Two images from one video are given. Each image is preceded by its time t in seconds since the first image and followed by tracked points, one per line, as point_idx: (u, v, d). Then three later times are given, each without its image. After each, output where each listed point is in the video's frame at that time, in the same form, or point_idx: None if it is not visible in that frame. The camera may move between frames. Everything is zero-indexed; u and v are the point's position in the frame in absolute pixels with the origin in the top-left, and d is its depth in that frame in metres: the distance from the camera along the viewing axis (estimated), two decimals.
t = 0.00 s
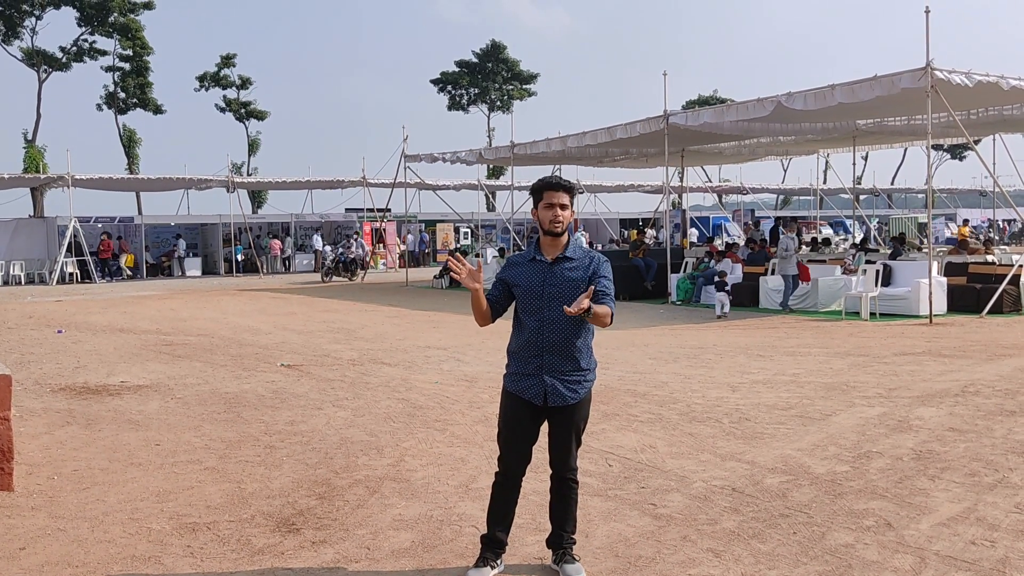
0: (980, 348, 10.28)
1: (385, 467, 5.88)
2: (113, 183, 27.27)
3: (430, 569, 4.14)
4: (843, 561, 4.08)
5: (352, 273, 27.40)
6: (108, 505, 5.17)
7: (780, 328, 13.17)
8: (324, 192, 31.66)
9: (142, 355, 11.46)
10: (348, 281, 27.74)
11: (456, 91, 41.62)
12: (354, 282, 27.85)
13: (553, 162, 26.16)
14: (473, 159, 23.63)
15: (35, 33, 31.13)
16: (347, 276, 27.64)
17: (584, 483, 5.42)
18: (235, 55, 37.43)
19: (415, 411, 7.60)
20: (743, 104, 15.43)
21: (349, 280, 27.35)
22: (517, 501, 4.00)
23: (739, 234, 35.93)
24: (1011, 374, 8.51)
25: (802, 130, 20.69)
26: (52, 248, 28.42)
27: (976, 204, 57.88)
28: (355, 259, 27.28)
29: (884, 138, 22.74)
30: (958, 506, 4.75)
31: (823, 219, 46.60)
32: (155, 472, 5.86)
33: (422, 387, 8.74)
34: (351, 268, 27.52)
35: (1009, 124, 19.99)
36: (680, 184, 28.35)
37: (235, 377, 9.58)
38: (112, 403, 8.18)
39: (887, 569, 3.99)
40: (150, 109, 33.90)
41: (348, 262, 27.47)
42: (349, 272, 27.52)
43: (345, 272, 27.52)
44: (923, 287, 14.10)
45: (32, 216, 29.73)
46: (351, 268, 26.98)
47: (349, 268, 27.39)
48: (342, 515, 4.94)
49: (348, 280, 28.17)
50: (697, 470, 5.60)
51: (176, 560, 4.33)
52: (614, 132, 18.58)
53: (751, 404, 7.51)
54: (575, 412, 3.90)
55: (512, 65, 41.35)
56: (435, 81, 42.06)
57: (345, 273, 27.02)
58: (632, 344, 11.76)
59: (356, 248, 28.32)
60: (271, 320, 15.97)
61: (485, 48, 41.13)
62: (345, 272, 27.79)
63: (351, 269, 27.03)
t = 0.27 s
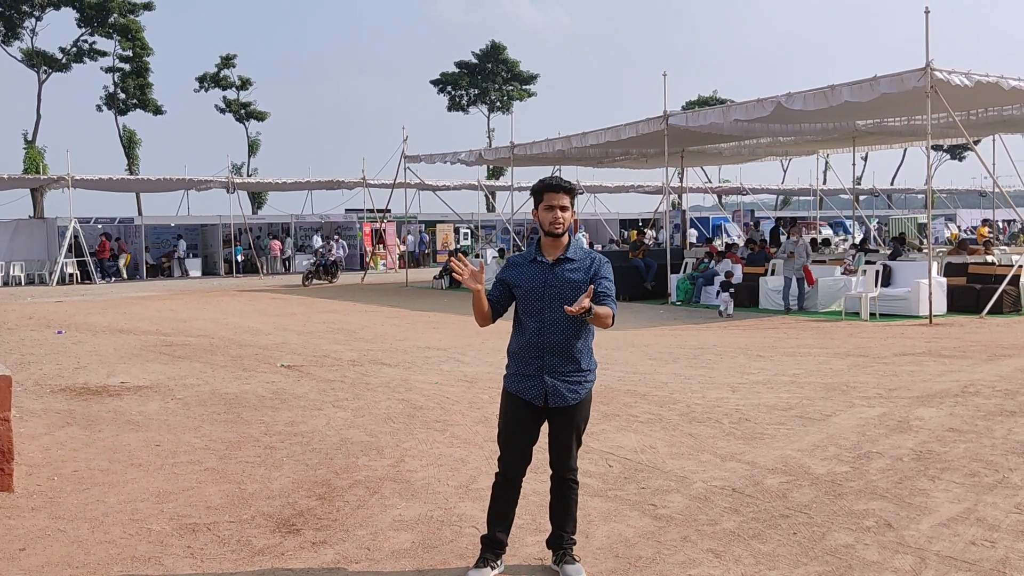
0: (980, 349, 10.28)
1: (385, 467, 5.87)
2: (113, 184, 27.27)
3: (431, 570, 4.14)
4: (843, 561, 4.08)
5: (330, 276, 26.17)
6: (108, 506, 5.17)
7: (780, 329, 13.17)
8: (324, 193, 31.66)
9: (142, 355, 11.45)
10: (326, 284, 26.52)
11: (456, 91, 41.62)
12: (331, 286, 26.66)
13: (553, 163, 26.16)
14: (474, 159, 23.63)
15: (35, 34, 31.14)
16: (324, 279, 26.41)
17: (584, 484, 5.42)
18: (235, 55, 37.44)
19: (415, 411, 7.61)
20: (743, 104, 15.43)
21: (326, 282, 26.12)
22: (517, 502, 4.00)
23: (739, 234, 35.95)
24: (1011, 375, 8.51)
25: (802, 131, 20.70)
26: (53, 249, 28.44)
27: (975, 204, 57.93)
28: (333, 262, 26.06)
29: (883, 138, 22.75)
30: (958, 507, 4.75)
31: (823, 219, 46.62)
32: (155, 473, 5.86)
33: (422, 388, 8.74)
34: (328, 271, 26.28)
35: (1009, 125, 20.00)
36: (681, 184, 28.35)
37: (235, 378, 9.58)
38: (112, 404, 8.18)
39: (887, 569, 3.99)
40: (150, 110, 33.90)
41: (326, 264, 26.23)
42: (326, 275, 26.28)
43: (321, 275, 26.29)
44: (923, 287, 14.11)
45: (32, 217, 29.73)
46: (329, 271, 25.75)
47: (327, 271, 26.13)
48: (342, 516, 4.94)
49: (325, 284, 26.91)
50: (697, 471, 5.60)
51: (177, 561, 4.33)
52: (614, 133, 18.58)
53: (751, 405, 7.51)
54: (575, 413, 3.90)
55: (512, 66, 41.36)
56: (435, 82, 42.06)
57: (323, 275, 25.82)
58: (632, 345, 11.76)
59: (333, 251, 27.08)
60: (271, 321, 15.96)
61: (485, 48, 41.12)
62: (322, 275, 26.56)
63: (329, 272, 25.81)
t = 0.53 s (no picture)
0: (980, 349, 10.28)
1: (385, 468, 5.87)
2: (113, 184, 27.28)
3: (431, 570, 4.14)
4: (844, 561, 4.08)
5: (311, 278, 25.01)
6: (108, 506, 5.17)
7: (780, 329, 13.17)
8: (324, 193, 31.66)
9: (143, 356, 11.44)
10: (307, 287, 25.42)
11: (456, 92, 41.61)
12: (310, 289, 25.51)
13: (553, 163, 26.16)
14: (474, 160, 23.62)
15: (35, 35, 31.16)
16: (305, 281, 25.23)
17: (584, 484, 5.42)
18: (235, 56, 37.45)
19: (415, 412, 7.60)
20: (743, 104, 15.42)
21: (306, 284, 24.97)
22: (516, 502, 4.00)
23: (739, 234, 35.95)
24: (1011, 375, 8.51)
25: (802, 131, 20.70)
26: (53, 249, 28.45)
27: (976, 204, 57.95)
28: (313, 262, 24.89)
29: (883, 138, 22.75)
30: (958, 507, 4.74)
31: (823, 219, 46.62)
32: (155, 473, 5.85)
33: (422, 389, 8.74)
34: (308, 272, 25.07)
35: (1009, 125, 19.99)
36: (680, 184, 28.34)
37: (235, 378, 9.58)
38: (113, 405, 8.18)
39: (887, 569, 3.99)
40: (150, 110, 33.90)
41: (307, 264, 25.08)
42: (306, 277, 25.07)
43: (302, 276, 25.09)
44: (924, 287, 14.11)
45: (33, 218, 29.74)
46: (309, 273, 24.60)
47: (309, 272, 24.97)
48: (342, 516, 4.93)
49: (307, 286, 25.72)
50: (698, 471, 5.60)
51: (177, 561, 4.33)
52: (614, 133, 18.58)
53: (751, 405, 7.50)
54: (575, 413, 3.89)
55: (512, 66, 41.35)
56: (435, 82, 42.06)
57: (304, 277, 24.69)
58: (632, 345, 11.76)
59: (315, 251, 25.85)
60: (271, 321, 15.96)
61: (485, 48, 41.11)
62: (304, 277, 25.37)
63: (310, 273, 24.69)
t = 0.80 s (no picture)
0: (980, 348, 10.27)
1: (386, 468, 5.87)
2: (114, 185, 27.28)
3: (431, 570, 4.14)
4: (844, 561, 4.08)
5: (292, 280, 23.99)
6: (109, 507, 5.17)
7: (781, 328, 13.16)
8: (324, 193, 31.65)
9: (143, 356, 11.44)
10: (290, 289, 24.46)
11: (456, 92, 41.61)
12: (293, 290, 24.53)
13: (553, 163, 26.16)
14: (474, 160, 23.63)
15: (35, 35, 31.16)
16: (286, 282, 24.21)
17: (585, 484, 5.41)
18: (235, 56, 37.45)
19: (415, 412, 7.60)
20: (742, 104, 15.42)
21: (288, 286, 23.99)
22: (516, 502, 4.00)
23: (739, 234, 35.95)
24: (1012, 374, 8.51)
25: (801, 130, 20.70)
26: (53, 250, 28.45)
27: (976, 204, 57.95)
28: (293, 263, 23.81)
29: (884, 137, 22.73)
30: (959, 507, 4.74)
31: (823, 218, 46.61)
32: (156, 474, 5.85)
33: (423, 389, 8.73)
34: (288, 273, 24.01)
35: (1010, 124, 19.99)
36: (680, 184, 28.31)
37: (235, 378, 9.58)
38: (113, 405, 8.18)
39: (888, 569, 3.98)
40: (150, 111, 33.90)
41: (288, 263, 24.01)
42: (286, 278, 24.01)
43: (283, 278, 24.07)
44: (924, 286, 14.12)
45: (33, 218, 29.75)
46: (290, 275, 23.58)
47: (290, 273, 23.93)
48: (343, 516, 4.94)
49: (290, 289, 24.74)
50: (698, 471, 5.60)
51: (177, 561, 4.33)
52: (614, 133, 18.57)
53: (751, 405, 7.50)
54: (576, 412, 3.89)
55: (512, 66, 41.35)
56: (435, 82, 42.06)
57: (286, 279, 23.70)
58: (632, 345, 11.76)
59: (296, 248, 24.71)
60: (271, 321, 15.96)
61: (485, 48, 41.10)
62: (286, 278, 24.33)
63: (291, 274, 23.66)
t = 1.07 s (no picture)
0: (981, 348, 10.27)
1: (386, 468, 5.87)
2: (114, 185, 27.28)
3: (432, 570, 4.14)
4: (845, 560, 4.08)
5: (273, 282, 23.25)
6: (110, 507, 5.18)
7: (781, 328, 13.16)
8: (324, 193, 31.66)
9: (143, 357, 11.44)
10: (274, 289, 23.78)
11: (456, 92, 41.60)
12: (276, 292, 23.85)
13: (553, 163, 26.16)
14: (475, 160, 23.63)
15: (35, 36, 31.17)
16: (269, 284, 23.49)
17: (585, 484, 5.41)
18: (235, 56, 37.45)
19: (416, 412, 7.60)
20: (743, 104, 15.41)
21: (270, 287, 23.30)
22: (516, 502, 4.00)
23: (739, 233, 35.95)
24: (1012, 374, 8.51)
25: (802, 130, 20.69)
26: (53, 250, 28.46)
27: (976, 204, 57.95)
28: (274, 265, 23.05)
29: (884, 137, 22.72)
30: (960, 506, 4.74)
31: (823, 218, 46.61)
32: (156, 474, 5.86)
33: (423, 389, 8.73)
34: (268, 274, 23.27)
35: (1010, 123, 19.99)
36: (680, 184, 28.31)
37: (236, 378, 9.59)
38: (113, 406, 8.19)
39: (889, 568, 3.99)
40: (150, 111, 33.90)
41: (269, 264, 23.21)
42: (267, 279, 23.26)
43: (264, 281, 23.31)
44: (925, 286, 14.12)
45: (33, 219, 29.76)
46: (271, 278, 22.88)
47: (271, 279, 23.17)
48: (343, 517, 4.94)
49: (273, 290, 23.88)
50: (699, 471, 5.59)
51: (178, 561, 4.33)
52: (614, 133, 18.57)
53: (752, 404, 7.50)
54: (576, 412, 3.89)
55: (512, 66, 41.35)
56: (435, 82, 42.05)
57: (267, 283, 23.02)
58: (632, 344, 11.76)
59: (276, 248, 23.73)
60: (271, 321, 15.97)
61: (486, 48, 41.09)
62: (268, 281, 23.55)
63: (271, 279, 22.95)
